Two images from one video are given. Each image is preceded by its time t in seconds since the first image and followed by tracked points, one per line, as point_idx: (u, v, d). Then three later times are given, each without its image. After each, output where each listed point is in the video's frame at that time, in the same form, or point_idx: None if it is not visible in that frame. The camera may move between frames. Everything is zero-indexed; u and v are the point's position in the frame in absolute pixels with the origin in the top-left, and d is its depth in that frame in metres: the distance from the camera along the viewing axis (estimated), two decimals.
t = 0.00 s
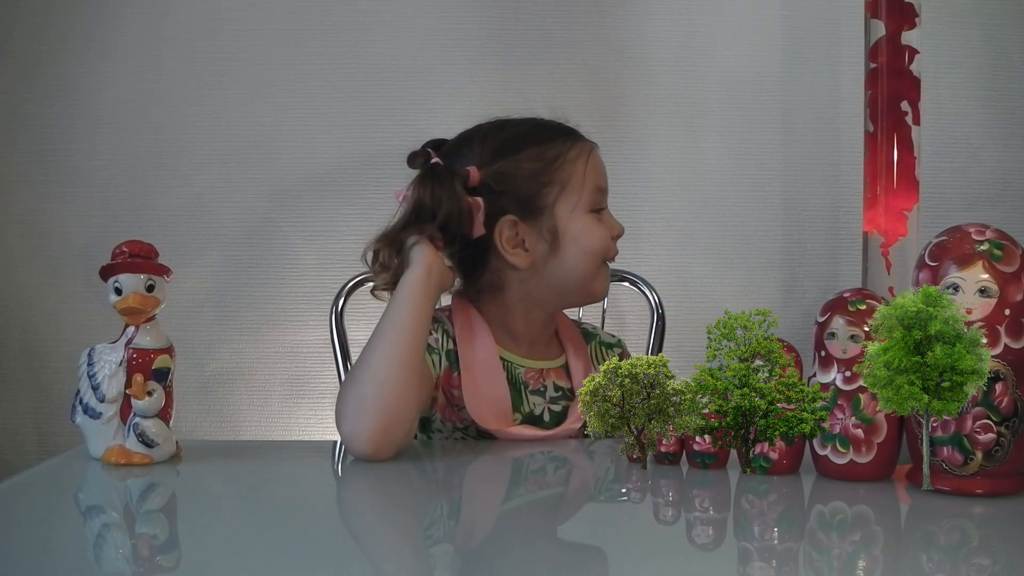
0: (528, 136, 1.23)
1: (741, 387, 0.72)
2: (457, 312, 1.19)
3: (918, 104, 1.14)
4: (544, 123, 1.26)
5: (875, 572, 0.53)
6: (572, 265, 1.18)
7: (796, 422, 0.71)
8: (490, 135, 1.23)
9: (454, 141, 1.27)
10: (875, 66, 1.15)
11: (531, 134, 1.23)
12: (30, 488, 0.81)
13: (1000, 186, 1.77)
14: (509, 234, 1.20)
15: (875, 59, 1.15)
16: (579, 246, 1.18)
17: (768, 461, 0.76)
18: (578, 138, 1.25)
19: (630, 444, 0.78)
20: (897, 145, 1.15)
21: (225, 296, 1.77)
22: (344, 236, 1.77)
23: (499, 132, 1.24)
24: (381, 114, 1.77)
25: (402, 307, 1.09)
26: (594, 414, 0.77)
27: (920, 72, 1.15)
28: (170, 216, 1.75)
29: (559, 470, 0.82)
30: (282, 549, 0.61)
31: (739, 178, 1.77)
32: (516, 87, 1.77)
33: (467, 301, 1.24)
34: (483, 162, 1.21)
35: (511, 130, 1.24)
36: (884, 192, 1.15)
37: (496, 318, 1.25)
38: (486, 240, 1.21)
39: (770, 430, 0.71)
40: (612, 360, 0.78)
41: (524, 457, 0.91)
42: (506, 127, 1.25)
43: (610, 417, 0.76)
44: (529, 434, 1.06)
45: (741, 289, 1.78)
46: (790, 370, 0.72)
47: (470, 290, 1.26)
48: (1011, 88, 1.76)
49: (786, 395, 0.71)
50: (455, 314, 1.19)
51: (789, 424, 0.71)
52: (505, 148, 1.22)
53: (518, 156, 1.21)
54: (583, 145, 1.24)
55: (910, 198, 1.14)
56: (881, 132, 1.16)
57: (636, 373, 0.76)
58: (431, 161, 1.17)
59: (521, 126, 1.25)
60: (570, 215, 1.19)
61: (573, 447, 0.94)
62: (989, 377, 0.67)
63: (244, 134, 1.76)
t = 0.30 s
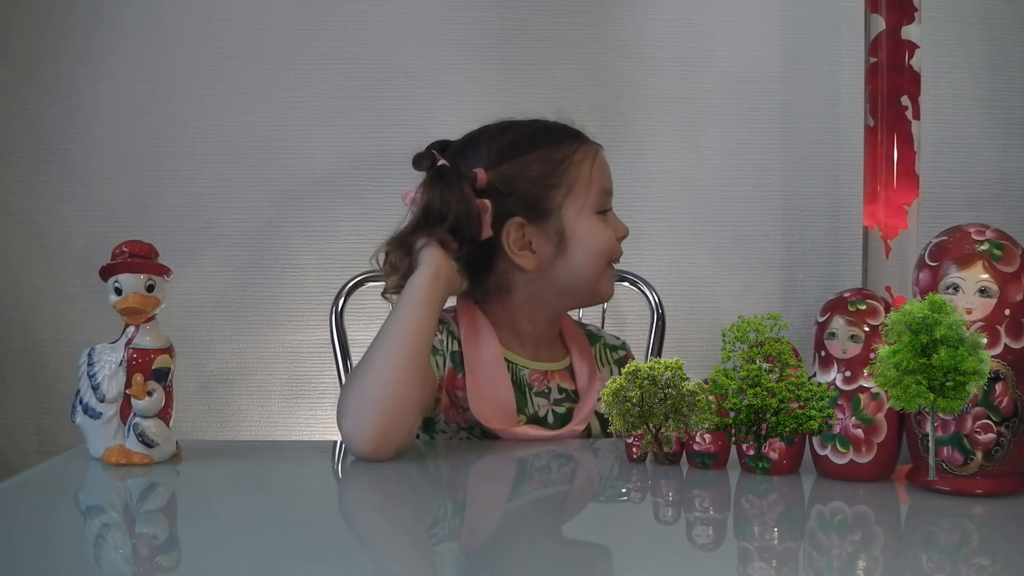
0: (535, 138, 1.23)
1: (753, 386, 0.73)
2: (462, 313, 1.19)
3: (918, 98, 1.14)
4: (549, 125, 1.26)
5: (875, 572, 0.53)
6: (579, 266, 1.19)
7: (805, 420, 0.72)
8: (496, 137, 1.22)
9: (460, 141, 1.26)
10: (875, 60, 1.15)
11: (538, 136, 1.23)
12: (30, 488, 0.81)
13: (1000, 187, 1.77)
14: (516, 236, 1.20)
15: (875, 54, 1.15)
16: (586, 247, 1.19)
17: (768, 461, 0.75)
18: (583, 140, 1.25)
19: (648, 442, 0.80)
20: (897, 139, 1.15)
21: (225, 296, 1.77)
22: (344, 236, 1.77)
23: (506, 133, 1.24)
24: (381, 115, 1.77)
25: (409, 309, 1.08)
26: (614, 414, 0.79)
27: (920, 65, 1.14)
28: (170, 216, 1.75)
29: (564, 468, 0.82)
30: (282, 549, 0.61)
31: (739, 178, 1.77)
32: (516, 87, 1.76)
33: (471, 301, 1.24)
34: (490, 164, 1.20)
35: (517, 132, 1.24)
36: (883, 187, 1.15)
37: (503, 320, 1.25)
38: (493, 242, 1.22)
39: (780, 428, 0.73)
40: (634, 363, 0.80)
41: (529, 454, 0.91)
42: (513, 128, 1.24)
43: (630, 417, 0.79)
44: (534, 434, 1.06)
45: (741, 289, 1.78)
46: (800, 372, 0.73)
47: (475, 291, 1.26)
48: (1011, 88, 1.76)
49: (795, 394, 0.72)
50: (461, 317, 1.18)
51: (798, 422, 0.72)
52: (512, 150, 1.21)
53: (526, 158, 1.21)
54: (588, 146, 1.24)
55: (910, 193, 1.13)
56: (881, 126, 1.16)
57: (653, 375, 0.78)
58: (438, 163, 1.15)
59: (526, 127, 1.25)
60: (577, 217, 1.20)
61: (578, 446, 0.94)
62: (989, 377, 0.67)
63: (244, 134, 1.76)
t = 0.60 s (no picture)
0: (533, 138, 1.23)
1: (767, 385, 0.74)
2: (469, 313, 1.18)
3: (918, 92, 1.14)
4: (547, 125, 1.27)
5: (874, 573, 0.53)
6: (583, 263, 1.19)
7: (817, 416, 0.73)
8: (495, 140, 1.23)
9: (460, 146, 1.27)
10: (875, 53, 1.15)
11: (535, 137, 1.24)
12: (30, 488, 0.81)
13: (1000, 187, 1.77)
14: (518, 237, 1.21)
15: (875, 47, 1.15)
16: (589, 243, 1.18)
17: (768, 461, 0.75)
18: (582, 138, 1.26)
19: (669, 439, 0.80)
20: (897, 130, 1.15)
21: (226, 296, 1.77)
22: (344, 236, 1.77)
23: (504, 135, 1.24)
24: (381, 115, 1.77)
25: (416, 309, 1.08)
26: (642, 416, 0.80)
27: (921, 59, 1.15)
28: (170, 216, 1.75)
29: (571, 467, 0.82)
30: (281, 549, 0.61)
31: (739, 178, 1.77)
32: (516, 87, 1.76)
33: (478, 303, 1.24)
34: (489, 167, 1.21)
35: (515, 134, 1.24)
36: (883, 181, 1.15)
37: (508, 321, 1.25)
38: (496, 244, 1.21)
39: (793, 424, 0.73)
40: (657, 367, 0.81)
41: (534, 454, 0.91)
42: (510, 130, 1.25)
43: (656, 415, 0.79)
44: (540, 434, 1.05)
45: (741, 289, 1.78)
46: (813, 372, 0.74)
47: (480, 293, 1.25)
48: (1011, 88, 1.76)
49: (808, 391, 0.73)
50: (469, 317, 1.18)
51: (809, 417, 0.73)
52: (510, 151, 1.22)
53: (525, 159, 1.21)
54: (587, 144, 1.25)
55: (909, 185, 1.13)
56: (881, 121, 1.16)
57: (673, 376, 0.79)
58: (436, 168, 1.16)
59: (524, 128, 1.25)
60: (578, 215, 1.20)
61: (582, 446, 0.94)
62: (990, 376, 0.67)
63: (244, 134, 1.76)
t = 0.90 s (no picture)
0: (535, 140, 1.23)
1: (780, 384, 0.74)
2: (470, 314, 1.19)
3: (918, 87, 1.13)
4: (549, 126, 1.27)
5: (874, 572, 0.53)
6: (586, 266, 1.19)
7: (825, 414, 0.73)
8: (496, 142, 1.23)
9: (460, 147, 1.27)
10: (875, 48, 1.14)
11: (537, 138, 1.24)
12: (30, 488, 0.81)
13: (1000, 187, 1.77)
14: (519, 240, 1.20)
15: (875, 42, 1.14)
16: (592, 246, 1.19)
17: (768, 461, 0.75)
18: (584, 140, 1.26)
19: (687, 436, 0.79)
20: (897, 125, 1.14)
21: (226, 296, 1.77)
22: (345, 236, 1.77)
23: (506, 136, 1.24)
24: (381, 115, 1.77)
25: (422, 311, 1.08)
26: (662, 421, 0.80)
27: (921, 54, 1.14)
28: (170, 216, 1.75)
29: (573, 467, 0.82)
30: (280, 549, 0.61)
31: (740, 178, 1.77)
32: (516, 87, 1.77)
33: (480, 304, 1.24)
34: (491, 168, 1.21)
35: (516, 135, 1.24)
36: (883, 176, 1.13)
37: (509, 322, 1.24)
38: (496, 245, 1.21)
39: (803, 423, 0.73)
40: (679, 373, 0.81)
41: (535, 454, 0.91)
42: (512, 132, 1.25)
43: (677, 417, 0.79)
44: (540, 434, 1.05)
45: (741, 289, 1.78)
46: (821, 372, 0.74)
47: (480, 295, 1.25)
48: (1011, 88, 1.76)
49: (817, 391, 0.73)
50: (471, 319, 1.18)
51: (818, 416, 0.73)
52: (512, 153, 1.22)
53: (527, 161, 1.21)
54: (589, 146, 1.25)
55: (909, 180, 1.12)
56: (881, 116, 1.15)
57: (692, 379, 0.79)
58: (439, 170, 1.16)
59: (525, 130, 1.25)
60: (581, 217, 1.20)
61: (583, 446, 0.94)
62: (989, 377, 0.67)
63: (244, 134, 1.76)
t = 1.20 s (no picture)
0: (536, 141, 1.23)
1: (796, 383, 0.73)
2: (474, 317, 1.19)
3: (919, 81, 1.12)
4: (549, 127, 1.27)
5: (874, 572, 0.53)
6: (588, 267, 1.19)
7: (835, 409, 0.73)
8: (496, 143, 1.23)
9: (462, 149, 1.27)
10: (875, 42, 1.13)
11: (538, 139, 1.24)
12: (30, 489, 0.81)
13: (1000, 187, 1.77)
14: (521, 241, 1.20)
15: (875, 37, 1.13)
16: (594, 247, 1.19)
17: (768, 461, 0.75)
18: (585, 140, 1.26)
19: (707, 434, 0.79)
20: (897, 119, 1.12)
21: (225, 296, 1.77)
22: (345, 237, 1.77)
23: (506, 137, 1.24)
24: (381, 115, 1.77)
25: (428, 312, 1.08)
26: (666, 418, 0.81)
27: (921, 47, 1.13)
28: (171, 216, 1.76)
29: (574, 467, 0.82)
30: (280, 549, 0.61)
31: (740, 178, 1.77)
32: (516, 87, 1.77)
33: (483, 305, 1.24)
34: (491, 170, 1.21)
35: (517, 137, 1.24)
36: (883, 171, 1.13)
37: (512, 323, 1.24)
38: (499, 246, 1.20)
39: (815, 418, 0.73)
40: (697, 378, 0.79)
41: (535, 455, 0.91)
42: (513, 133, 1.25)
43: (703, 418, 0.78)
44: (541, 435, 1.06)
45: (742, 289, 1.78)
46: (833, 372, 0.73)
47: (483, 296, 1.25)
48: (1011, 88, 1.76)
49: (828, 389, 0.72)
50: (475, 320, 1.18)
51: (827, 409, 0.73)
52: (513, 155, 1.22)
53: (528, 162, 1.22)
54: (591, 146, 1.25)
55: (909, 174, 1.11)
56: (881, 109, 1.13)
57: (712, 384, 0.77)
58: (440, 172, 1.16)
59: (526, 131, 1.25)
60: (582, 218, 1.20)
61: (584, 446, 0.94)
62: (990, 377, 0.67)
63: (245, 134, 1.76)
